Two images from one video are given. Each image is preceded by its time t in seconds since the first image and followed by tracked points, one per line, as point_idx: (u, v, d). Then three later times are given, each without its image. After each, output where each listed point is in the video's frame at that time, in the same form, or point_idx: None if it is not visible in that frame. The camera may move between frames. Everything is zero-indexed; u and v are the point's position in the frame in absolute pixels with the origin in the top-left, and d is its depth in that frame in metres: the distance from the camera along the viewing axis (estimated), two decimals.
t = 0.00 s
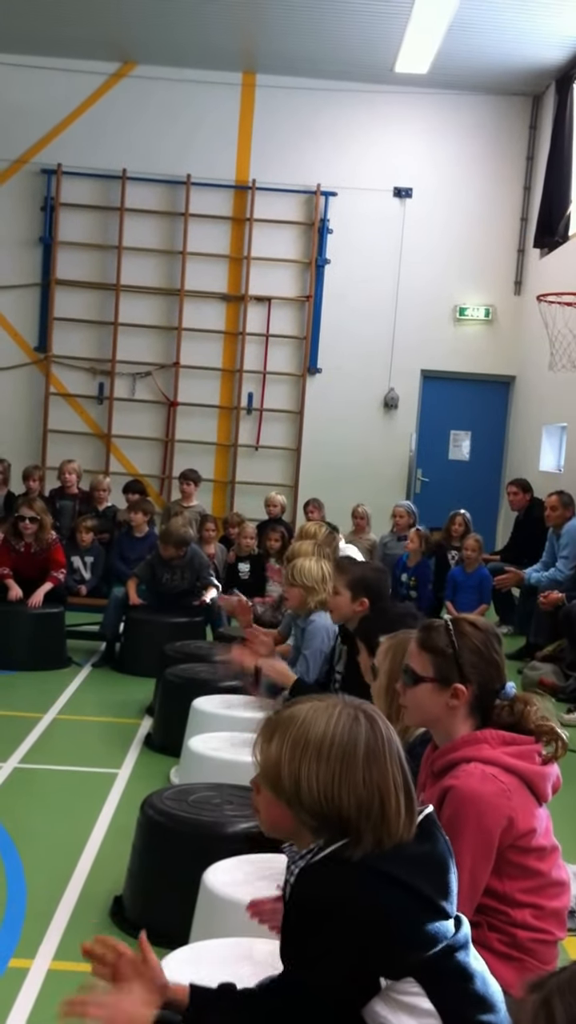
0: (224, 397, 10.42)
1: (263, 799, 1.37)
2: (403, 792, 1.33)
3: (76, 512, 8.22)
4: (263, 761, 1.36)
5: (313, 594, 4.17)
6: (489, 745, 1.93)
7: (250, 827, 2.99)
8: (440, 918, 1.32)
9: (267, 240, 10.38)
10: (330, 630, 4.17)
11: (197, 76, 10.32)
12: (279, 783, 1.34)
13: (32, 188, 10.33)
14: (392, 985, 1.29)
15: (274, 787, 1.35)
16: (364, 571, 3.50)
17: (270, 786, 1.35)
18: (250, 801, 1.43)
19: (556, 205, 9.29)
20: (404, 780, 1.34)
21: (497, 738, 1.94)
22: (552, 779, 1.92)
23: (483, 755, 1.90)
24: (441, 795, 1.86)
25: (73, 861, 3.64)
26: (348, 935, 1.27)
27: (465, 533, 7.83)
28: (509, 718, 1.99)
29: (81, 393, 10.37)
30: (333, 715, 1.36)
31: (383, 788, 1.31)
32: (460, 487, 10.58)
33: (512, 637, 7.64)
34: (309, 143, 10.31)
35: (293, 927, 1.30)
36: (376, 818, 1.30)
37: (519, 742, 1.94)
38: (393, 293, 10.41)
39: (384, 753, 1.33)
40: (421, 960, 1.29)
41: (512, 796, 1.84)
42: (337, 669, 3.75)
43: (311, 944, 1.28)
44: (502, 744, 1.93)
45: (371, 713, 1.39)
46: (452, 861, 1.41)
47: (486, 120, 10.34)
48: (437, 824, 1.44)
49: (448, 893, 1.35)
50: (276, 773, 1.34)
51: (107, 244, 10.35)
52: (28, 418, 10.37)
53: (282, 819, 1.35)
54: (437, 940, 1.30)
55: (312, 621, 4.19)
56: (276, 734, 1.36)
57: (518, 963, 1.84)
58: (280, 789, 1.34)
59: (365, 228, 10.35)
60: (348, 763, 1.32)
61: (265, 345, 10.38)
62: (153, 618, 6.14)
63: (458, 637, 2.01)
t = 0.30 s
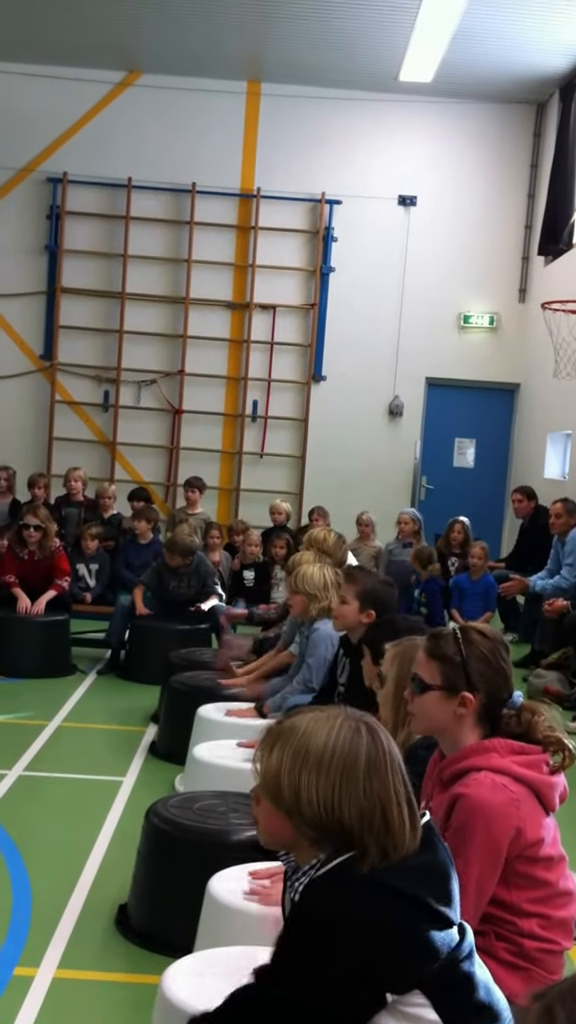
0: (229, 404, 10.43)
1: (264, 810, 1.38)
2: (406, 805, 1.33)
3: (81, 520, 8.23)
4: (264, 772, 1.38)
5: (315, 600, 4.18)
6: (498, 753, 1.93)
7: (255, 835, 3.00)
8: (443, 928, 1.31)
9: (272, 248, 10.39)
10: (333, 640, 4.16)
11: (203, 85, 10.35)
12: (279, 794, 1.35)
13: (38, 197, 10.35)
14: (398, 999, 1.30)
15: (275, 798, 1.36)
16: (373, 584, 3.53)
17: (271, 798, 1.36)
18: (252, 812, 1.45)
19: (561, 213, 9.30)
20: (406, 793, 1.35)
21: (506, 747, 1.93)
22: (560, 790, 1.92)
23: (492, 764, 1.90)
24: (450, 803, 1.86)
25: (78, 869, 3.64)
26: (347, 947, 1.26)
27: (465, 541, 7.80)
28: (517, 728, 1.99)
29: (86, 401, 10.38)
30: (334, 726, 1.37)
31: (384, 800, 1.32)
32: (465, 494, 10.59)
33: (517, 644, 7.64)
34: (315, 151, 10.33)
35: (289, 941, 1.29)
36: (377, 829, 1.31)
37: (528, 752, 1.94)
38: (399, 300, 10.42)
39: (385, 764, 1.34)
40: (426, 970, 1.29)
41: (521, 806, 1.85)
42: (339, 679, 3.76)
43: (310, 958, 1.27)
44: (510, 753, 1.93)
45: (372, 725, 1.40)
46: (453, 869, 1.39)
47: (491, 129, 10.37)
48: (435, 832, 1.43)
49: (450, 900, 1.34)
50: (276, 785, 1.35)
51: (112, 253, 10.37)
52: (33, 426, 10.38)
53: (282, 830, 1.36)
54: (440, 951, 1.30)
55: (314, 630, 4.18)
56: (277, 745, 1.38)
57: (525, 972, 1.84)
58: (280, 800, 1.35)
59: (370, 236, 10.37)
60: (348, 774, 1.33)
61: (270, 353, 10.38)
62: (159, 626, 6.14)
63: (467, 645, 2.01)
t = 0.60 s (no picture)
0: (236, 411, 10.45)
1: (291, 802, 1.38)
2: (431, 807, 1.33)
3: (88, 527, 8.25)
4: (293, 765, 1.38)
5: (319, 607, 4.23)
6: (507, 763, 1.91)
7: (261, 844, 3.01)
8: (459, 939, 1.32)
9: (278, 256, 10.41)
10: (343, 647, 4.16)
11: (210, 94, 10.38)
12: (307, 788, 1.35)
13: (46, 206, 10.39)
14: (406, 1004, 1.30)
15: (302, 792, 1.37)
16: (392, 590, 3.58)
17: (299, 791, 1.37)
18: (278, 800, 1.45)
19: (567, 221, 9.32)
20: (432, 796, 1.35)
21: (515, 758, 1.92)
22: (571, 801, 1.91)
23: (502, 773, 1.88)
24: (458, 810, 1.85)
25: (85, 877, 3.65)
26: (361, 948, 1.27)
27: (469, 547, 7.86)
28: (529, 735, 1.98)
29: (93, 408, 10.41)
30: (365, 724, 1.37)
31: (411, 802, 1.32)
32: (472, 502, 10.60)
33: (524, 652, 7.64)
34: (321, 160, 10.36)
35: (308, 938, 1.31)
36: (403, 831, 1.31)
37: (538, 763, 1.93)
38: (405, 308, 10.43)
39: (414, 766, 1.34)
40: (438, 980, 1.30)
41: (529, 815, 1.83)
42: (353, 683, 3.85)
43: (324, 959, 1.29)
44: (520, 764, 1.92)
45: (403, 724, 1.40)
46: (473, 878, 1.38)
47: (497, 136, 10.39)
48: (460, 840, 1.43)
49: (468, 912, 1.34)
50: (306, 777, 1.36)
51: (120, 261, 10.40)
52: (41, 433, 10.41)
53: (307, 823, 1.37)
54: (452, 961, 1.31)
55: (322, 640, 4.19)
56: (308, 738, 1.38)
57: (532, 982, 1.84)
58: (308, 793, 1.35)
59: (377, 244, 10.39)
60: (377, 773, 1.32)
61: (276, 361, 10.40)
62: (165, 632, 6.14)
63: (479, 651, 2.00)
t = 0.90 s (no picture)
0: (245, 419, 10.46)
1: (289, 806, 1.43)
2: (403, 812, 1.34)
3: (97, 534, 8.27)
4: (289, 771, 1.44)
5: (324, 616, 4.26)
6: (518, 772, 1.90)
7: (270, 853, 3.01)
8: (468, 947, 1.32)
9: (287, 264, 10.42)
10: (350, 655, 4.15)
11: (220, 103, 10.41)
12: (293, 790, 1.40)
13: (56, 214, 10.42)
14: (417, 1013, 1.30)
15: (294, 795, 1.42)
16: (396, 600, 3.55)
17: (291, 794, 1.42)
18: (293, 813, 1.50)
19: None
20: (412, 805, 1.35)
21: (526, 766, 1.91)
22: None
23: (512, 783, 1.87)
24: (469, 820, 1.83)
25: (94, 886, 3.66)
26: (368, 954, 1.28)
27: (479, 555, 7.86)
28: (539, 744, 1.97)
29: (103, 416, 10.43)
30: (353, 731, 1.41)
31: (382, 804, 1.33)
32: (481, 510, 10.58)
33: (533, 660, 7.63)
34: (330, 168, 10.37)
35: (316, 941, 1.31)
36: (370, 832, 1.32)
37: (549, 771, 1.91)
38: (414, 316, 10.44)
39: (390, 771, 1.35)
40: (448, 987, 1.30)
41: (540, 824, 1.81)
42: (362, 696, 3.84)
43: (334, 962, 1.29)
44: (531, 772, 1.90)
45: (397, 737, 1.41)
46: (482, 889, 1.40)
47: (506, 145, 10.40)
48: (468, 854, 1.45)
49: (477, 921, 1.35)
50: (294, 780, 1.41)
51: (129, 269, 10.43)
52: (50, 441, 10.44)
53: (298, 826, 1.41)
54: (463, 968, 1.31)
55: (331, 648, 4.19)
56: (302, 745, 1.43)
57: (541, 994, 1.79)
58: (294, 795, 1.40)
59: (386, 252, 10.40)
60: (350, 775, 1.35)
61: (285, 368, 10.40)
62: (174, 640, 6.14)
63: (490, 661, 2.02)
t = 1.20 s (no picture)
0: (256, 427, 10.48)
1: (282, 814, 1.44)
2: (385, 836, 1.32)
3: (109, 542, 8.28)
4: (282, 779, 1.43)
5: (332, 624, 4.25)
6: (533, 780, 1.90)
7: (283, 862, 3.01)
8: (471, 958, 1.34)
9: (299, 272, 10.44)
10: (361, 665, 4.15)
11: (231, 111, 10.44)
12: (283, 804, 1.40)
13: (68, 223, 10.46)
14: None
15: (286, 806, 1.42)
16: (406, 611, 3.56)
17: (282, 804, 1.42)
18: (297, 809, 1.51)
19: None
20: (392, 826, 1.34)
21: (541, 774, 1.90)
22: None
23: (527, 791, 1.86)
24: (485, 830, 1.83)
25: (106, 894, 3.66)
26: (368, 972, 1.30)
27: (492, 562, 7.85)
28: (552, 753, 1.98)
29: (114, 423, 10.45)
30: (340, 746, 1.39)
31: (362, 830, 1.32)
32: (492, 517, 10.58)
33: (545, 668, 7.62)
34: (341, 176, 10.39)
35: (321, 959, 1.33)
36: (352, 857, 1.32)
37: (564, 779, 1.91)
38: (425, 323, 10.45)
39: (372, 793, 1.34)
40: (454, 998, 1.33)
41: (557, 832, 1.80)
42: (368, 707, 3.81)
43: (340, 978, 1.31)
44: (546, 780, 1.90)
45: (387, 749, 1.39)
46: (483, 896, 1.40)
47: (516, 152, 10.42)
48: (469, 859, 1.45)
49: (478, 931, 1.36)
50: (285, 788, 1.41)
51: (141, 277, 10.45)
52: (62, 449, 10.46)
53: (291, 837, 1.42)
54: (466, 980, 1.34)
55: (343, 657, 4.20)
56: (292, 755, 1.42)
57: (557, 1003, 1.78)
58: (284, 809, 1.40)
59: (397, 260, 10.41)
60: (332, 798, 1.34)
61: (297, 376, 10.42)
62: (184, 647, 6.14)
63: (501, 671, 2.00)
